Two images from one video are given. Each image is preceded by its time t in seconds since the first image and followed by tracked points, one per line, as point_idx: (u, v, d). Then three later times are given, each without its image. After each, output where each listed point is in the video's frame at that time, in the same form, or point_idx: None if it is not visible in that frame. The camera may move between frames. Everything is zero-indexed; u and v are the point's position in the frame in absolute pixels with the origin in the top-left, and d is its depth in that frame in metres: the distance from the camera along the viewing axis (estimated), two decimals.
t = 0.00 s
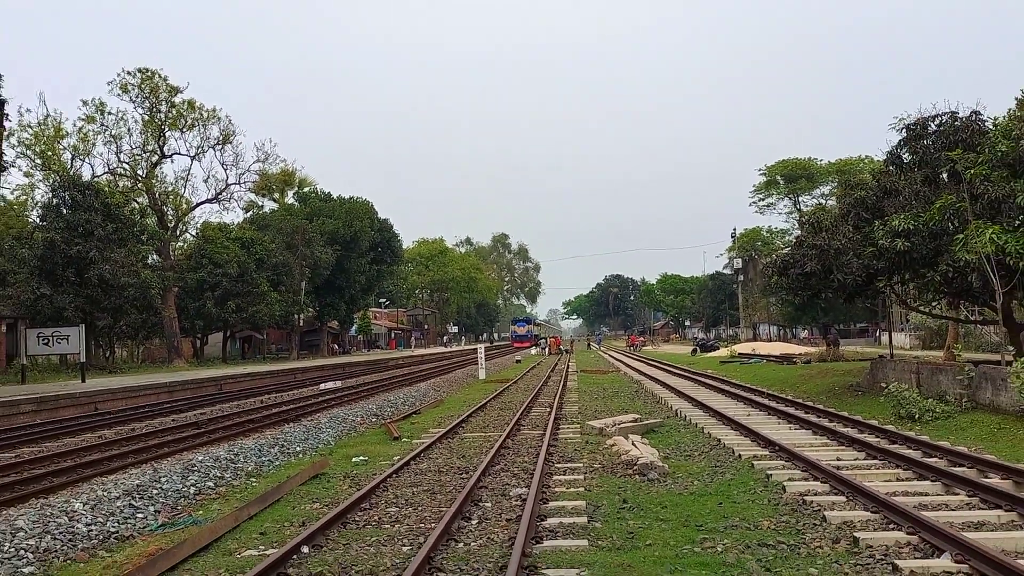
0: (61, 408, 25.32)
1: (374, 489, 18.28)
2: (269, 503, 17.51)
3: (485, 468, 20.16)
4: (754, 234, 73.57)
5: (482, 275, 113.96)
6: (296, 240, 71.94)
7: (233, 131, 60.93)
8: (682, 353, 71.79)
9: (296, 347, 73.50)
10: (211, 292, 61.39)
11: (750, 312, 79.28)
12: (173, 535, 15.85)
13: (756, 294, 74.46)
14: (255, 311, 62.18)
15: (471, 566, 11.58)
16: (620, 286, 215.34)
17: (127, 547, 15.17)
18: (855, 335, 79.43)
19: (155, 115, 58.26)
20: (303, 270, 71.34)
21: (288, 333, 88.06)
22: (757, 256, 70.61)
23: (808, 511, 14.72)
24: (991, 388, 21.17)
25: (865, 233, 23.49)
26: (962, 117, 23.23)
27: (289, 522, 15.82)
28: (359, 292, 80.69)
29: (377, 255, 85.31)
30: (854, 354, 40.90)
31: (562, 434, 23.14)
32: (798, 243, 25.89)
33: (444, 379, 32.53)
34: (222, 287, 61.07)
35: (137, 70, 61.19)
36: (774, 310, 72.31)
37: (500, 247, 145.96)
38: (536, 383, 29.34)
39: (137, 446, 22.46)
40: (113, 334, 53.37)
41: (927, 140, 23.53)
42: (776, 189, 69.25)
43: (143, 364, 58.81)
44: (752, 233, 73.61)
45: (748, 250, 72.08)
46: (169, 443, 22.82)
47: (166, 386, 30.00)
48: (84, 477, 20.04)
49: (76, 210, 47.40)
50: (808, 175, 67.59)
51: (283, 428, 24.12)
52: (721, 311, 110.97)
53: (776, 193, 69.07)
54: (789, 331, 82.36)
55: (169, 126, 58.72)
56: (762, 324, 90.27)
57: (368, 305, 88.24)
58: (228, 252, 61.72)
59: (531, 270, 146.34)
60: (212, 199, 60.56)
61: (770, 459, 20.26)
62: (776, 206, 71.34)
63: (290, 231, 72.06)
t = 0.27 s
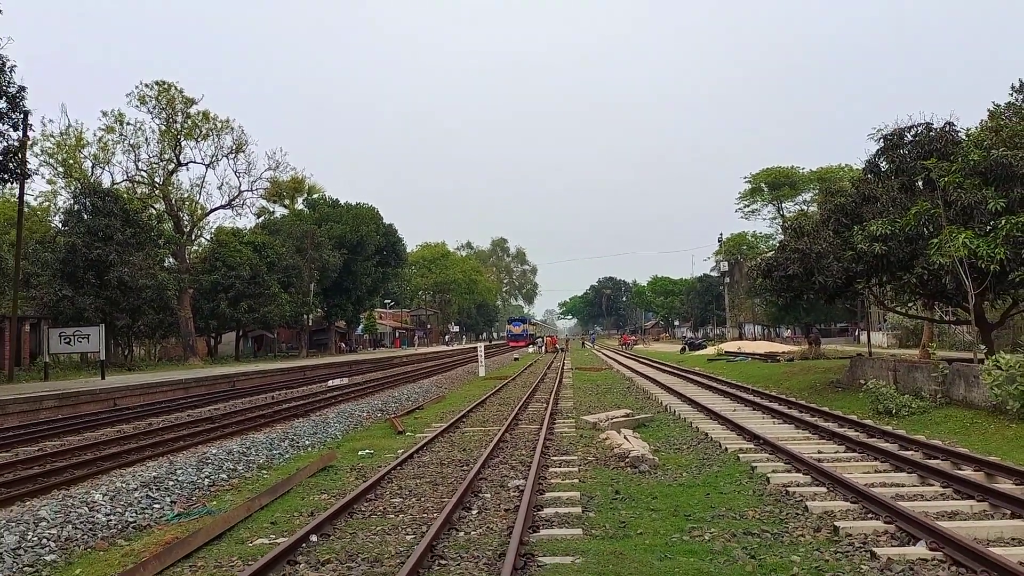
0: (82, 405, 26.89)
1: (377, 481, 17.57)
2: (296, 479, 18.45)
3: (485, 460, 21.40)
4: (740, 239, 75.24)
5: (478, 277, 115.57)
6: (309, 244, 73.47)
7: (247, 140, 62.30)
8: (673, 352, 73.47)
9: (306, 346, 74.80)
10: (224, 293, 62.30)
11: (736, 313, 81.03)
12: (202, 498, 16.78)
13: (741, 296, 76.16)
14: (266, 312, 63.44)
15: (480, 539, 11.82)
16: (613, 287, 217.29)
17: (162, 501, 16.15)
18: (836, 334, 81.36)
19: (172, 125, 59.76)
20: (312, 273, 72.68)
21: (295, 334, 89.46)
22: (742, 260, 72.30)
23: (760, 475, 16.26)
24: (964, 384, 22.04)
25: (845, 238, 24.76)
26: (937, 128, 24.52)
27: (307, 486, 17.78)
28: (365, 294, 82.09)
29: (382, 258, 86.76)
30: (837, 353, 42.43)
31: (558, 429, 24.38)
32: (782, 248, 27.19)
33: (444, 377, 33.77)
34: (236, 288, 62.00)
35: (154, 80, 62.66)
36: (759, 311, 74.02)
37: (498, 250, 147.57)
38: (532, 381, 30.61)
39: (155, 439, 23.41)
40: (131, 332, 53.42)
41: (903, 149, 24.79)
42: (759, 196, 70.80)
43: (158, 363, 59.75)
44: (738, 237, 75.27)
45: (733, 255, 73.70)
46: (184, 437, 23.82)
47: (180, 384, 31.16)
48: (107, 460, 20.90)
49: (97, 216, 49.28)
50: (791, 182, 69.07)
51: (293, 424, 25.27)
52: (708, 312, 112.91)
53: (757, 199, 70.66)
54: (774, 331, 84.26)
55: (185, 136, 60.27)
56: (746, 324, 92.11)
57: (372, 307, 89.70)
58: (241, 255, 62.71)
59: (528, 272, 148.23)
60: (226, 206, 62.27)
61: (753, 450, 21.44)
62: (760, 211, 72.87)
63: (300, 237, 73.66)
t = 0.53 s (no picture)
0: (80, 407, 26.81)
1: (376, 484, 17.58)
2: (294, 481, 18.43)
3: (483, 462, 21.39)
4: (739, 241, 75.26)
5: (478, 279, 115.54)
6: (305, 246, 73.41)
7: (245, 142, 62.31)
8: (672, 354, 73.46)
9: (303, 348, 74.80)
10: (223, 295, 62.38)
11: (736, 315, 81.09)
12: (200, 500, 16.75)
13: (741, 298, 76.21)
14: (263, 313, 63.43)
15: (478, 541, 11.84)
16: (612, 289, 217.38)
17: (160, 503, 16.12)
18: (834, 335, 81.37)
19: (169, 127, 59.78)
20: (309, 274, 72.68)
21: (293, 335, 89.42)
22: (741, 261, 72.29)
23: (759, 476, 16.26)
24: (962, 386, 22.05)
25: (843, 240, 24.77)
26: (935, 129, 24.54)
27: (305, 488, 17.72)
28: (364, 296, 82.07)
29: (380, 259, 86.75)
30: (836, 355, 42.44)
31: (557, 430, 24.36)
32: (781, 249, 27.20)
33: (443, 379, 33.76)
34: (234, 290, 62.01)
35: (153, 82, 62.66)
36: (756, 312, 74.06)
37: (496, 252, 147.69)
38: (531, 383, 30.60)
39: (153, 441, 23.36)
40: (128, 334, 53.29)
41: (901, 151, 24.80)
42: (758, 198, 70.81)
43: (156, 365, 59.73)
44: (737, 239, 75.32)
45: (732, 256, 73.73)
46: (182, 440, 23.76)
47: (178, 386, 31.09)
48: (105, 462, 20.86)
49: (95, 218, 49.19)
50: (788, 184, 69.08)
51: (290, 426, 25.21)
52: (708, 313, 112.92)
53: (757, 201, 70.68)
54: (773, 332, 84.33)
55: (183, 137, 60.24)
56: (743, 325, 92.16)
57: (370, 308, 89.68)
58: (239, 258, 62.70)
59: (527, 274, 148.24)
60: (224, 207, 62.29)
61: (752, 452, 21.43)
62: (759, 213, 72.89)
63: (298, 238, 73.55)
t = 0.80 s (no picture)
0: (81, 408, 26.82)
1: (377, 484, 17.59)
2: (296, 482, 18.43)
3: (484, 462, 21.40)
4: (740, 241, 75.25)
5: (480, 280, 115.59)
6: (305, 246, 73.46)
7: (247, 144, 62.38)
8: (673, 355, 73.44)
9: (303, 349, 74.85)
10: (224, 296, 62.42)
11: (737, 315, 81.11)
12: (202, 500, 16.77)
13: (742, 299, 76.26)
14: (264, 314, 63.47)
15: (479, 542, 11.84)
16: (613, 290, 217.53)
17: (161, 504, 16.12)
18: (835, 336, 81.33)
19: (171, 128, 59.80)
20: (310, 276, 72.72)
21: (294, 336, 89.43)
22: (743, 263, 72.30)
23: (760, 478, 16.25)
24: (963, 387, 22.04)
25: (844, 240, 24.76)
26: (937, 130, 24.54)
27: (305, 489, 17.72)
28: (365, 297, 82.12)
29: (380, 260, 86.89)
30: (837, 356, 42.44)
31: (558, 431, 24.37)
32: (782, 250, 27.22)
33: (443, 380, 33.81)
34: (235, 291, 62.07)
35: (155, 83, 62.76)
36: (757, 313, 74.07)
37: (497, 252, 147.82)
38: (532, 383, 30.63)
39: (154, 442, 23.36)
40: (129, 335, 53.23)
41: (903, 151, 24.81)
42: (759, 199, 70.79)
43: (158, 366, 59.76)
44: (738, 240, 75.33)
45: (734, 258, 73.73)
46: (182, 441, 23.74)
47: (179, 387, 31.12)
48: (106, 463, 20.87)
49: (96, 219, 49.28)
50: (790, 185, 69.10)
51: (291, 427, 25.22)
52: (709, 314, 112.95)
53: (758, 203, 70.67)
54: (773, 332, 84.31)
55: (184, 138, 60.31)
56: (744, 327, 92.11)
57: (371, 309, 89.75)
58: (239, 258, 62.70)
59: (528, 274, 148.37)
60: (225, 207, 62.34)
61: (753, 451, 21.43)
62: (760, 214, 72.86)
63: (299, 238, 73.53)
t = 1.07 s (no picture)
0: (82, 409, 26.83)
1: (378, 485, 17.60)
2: (297, 484, 18.44)
3: (485, 463, 21.42)
4: (742, 242, 75.26)
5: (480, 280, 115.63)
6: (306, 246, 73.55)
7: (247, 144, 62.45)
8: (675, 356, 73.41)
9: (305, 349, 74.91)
10: (225, 297, 62.47)
11: (738, 316, 81.14)
12: (203, 502, 16.77)
13: (743, 299, 76.23)
14: (265, 315, 63.54)
15: (480, 543, 11.85)
16: (614, 290, 217.62)
17: (162, 504, 16.14)
18: (836, 336, 81.29)
19: (172, 129, 59.85)
20: (311, 276, 72.78)
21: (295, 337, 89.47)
22: (744, 263, 72.33)
23: (761, 479, 16.24)
24: (964, 387, 22.04)
25: (845, 241, 24.77)
26: (937, 131, 24.55)
27: (306, 490, 17.72)
28: (366, 297, 82.17)
29: (381, 261, 86.93)
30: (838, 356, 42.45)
31: (559, 432, 24.36)
32: (783, 250, 27.24)
33: (444, 380, 33.80)
34: (236, 292, 62.12)
35: (156, 84, 62.80)
36: (758, 313, 74.11)
37: (497, 253, 147.87)
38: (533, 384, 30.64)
39: (155, 443, 23.36)
40: (130, 336, 53.28)
41: (904, 152, 24.83)
42: (760, 199, 70.78)
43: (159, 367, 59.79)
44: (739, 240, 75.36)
45: (735, 258, 73.79)
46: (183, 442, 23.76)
47: (180, 388, 31.15)
48: (107, 464, 20.87)
49: (97, 220, 49.35)
50: (790, 185, 69.08)
51: (292, 428, 25.23)
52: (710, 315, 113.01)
53: (760, 203, 70.66)
54: (774, 333, 84.31)
55: (185, 139, 60.35)
56: (745, 327, 92.16)
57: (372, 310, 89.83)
58: (240, 259, 62.74)
59: (528, 275, 148.39)
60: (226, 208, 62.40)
61: (754, 452, 21.42)
62: (761, 214, 72.89)
63: (300, 239, 73.59)
